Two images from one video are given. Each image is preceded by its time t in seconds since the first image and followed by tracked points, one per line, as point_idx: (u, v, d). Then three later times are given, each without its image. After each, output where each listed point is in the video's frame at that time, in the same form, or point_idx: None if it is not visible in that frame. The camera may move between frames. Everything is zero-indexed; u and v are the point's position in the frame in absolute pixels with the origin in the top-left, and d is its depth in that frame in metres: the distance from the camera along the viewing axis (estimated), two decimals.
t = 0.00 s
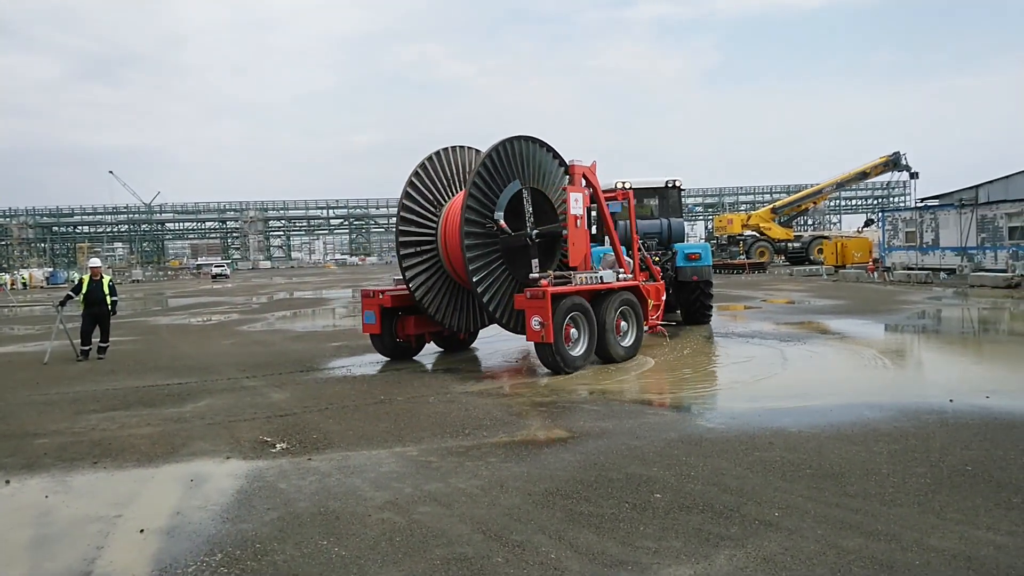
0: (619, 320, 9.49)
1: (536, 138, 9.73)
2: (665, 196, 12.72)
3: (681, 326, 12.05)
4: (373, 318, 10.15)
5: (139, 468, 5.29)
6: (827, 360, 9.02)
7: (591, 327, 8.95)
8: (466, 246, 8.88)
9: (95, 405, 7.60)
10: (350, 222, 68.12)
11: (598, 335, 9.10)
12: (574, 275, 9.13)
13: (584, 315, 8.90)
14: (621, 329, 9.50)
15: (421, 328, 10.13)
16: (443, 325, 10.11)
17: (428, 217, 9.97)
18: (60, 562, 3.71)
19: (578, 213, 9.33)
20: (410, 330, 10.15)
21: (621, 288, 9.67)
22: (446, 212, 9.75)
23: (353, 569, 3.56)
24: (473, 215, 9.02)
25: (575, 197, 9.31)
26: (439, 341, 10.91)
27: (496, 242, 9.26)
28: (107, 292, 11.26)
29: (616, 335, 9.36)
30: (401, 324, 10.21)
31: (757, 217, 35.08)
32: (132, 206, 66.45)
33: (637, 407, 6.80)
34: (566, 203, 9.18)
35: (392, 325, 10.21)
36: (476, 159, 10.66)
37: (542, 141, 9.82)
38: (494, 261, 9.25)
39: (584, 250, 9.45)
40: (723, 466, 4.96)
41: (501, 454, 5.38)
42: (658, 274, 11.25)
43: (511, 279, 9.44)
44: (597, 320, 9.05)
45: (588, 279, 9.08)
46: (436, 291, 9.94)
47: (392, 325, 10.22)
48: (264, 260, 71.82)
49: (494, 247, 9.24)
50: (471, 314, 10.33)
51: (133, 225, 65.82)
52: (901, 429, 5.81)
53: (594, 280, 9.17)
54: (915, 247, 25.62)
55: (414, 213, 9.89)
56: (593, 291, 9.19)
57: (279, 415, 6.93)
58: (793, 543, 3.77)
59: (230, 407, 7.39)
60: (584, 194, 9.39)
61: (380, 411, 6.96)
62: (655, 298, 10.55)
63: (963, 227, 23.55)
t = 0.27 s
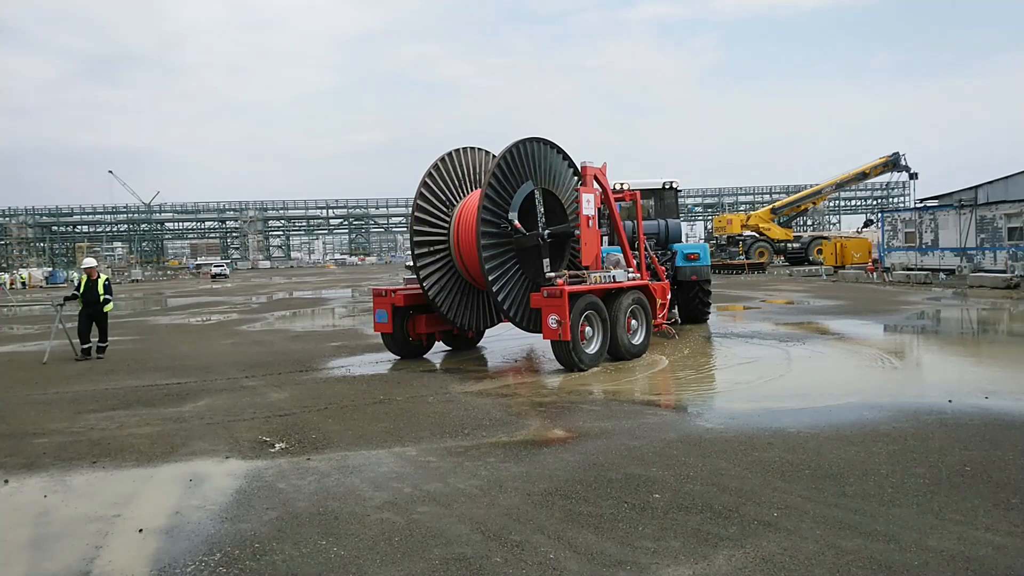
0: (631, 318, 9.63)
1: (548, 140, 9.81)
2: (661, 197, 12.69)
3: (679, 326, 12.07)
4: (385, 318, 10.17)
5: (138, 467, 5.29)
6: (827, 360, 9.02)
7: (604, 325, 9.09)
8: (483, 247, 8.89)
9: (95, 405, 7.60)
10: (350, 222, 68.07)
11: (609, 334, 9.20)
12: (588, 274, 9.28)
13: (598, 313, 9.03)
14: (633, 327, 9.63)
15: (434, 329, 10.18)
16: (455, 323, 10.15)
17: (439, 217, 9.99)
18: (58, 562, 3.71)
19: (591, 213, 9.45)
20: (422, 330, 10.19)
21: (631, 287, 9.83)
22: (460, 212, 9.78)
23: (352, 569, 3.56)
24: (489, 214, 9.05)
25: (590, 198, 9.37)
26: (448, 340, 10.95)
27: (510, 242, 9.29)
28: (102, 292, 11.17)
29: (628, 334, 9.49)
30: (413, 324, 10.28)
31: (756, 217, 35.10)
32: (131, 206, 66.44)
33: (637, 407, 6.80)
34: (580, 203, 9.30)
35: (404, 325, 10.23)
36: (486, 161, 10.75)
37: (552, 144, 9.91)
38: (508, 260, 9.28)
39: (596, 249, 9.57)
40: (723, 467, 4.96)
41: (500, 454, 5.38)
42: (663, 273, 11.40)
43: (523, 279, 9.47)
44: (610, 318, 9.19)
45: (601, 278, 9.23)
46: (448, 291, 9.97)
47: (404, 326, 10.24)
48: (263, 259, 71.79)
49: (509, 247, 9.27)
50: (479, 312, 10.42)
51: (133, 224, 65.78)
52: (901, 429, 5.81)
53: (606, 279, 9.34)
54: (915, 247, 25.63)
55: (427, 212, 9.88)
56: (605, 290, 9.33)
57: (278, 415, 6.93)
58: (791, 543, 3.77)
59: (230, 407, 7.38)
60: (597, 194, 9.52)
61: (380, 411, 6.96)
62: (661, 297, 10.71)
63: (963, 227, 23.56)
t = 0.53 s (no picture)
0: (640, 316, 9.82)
1: (557, 142, 9.86)
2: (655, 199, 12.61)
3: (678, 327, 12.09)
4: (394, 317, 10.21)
5: (136, 467, 5.29)
6: (826, 361, 9.04)
7: (616, 323, 9.27)
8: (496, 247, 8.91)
9: (93, 405, 7.59)
10: (348, 222, 68.03)
11: (622, 334, 9.40)
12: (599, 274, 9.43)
13: (610, 312, 9.21)
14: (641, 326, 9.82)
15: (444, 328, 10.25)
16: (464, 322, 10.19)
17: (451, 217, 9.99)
18: (56, 561, 3.70)
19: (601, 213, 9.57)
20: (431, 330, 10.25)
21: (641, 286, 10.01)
22: (471, 213, 9.81)
23: (350, 569, 3.56)
24: (501, 214, 9.07)
25: (600, 199, 9.56)
26: (455, 339, 11.00)
27: (522, 243, 9.31)
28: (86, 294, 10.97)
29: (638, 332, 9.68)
30: (422, 322, 10.31)
31: (755, 218, 35.12)
32: (130, 206, 66.40)
33: (636, 408, 6.80)
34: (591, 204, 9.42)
35: (414, 324, 10.27)
36: (495, 163, 10.77)
37: (562, 145, 9.95)
38: (520, 260, 9.32)
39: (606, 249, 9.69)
40: (721, 467, 4.96)
41: (499, 454, 5.38)
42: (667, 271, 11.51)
43: (535, 279, 9.49)
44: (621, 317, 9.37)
45: (612, 277, 9.40)
46: (459, 290, 10.01)
47: (414, 325, 10.29)
48: (262, 259, 71.73)
49: (520, 248, 9.29)
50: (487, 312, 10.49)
51: (131, 224, 65.71)
52: (900, 430, 5.81)
53: (617, 278, 9.51)
54: (914, 248, 25.65)
55: (438, 212, 9.88)
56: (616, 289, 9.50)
57: (277, 415, 6.92)
58: (789, 544, 3.77)
59: (229, 407, 7.37)
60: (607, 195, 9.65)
61: (379, 411, 6.95)
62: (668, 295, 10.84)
63: (961, 229, 23.60)
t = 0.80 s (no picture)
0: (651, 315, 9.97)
1: (570, 143, 9.88)
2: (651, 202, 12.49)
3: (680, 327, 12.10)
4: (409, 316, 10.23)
5: (138, 467, 5.29)
6: (828, 361, 9.03)
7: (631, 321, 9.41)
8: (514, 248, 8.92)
9: (95, 405, 7.59)
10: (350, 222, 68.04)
11: (636, 331, 9.55)
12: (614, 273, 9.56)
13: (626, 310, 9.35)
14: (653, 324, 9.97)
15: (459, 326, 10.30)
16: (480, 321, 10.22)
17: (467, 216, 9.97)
18: (59, 561, 3.71)
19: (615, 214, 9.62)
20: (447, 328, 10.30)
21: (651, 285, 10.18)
22: (485, 214, 9.81)
23: (352, 569, 3.56)
24: (518, 215, 9.08)
25: (614, 199, 9.67)
26: (467, 338, 11.03)
27: (538, 243, 9.33)
28: (72, 296, 10.81)
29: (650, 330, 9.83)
30: (436, 321, 10.34)
31: (757, 218, 35.11)
32: (132, 206, 66.45)
33: (638, 408, 6.80)
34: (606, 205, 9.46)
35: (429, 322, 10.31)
36: (506, 164, 10.78)
37: (575, 147, 9.97)
38: (537, 261, 9.33)
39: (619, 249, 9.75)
40: (723, 467, 4.96)
41: (501, 455, 5.38)
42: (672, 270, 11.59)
43: (551, 279, 9.52)
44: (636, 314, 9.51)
45: (627, 276, 9.55)
46: (474, 288, 10.04)
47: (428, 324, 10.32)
48: (263, 259, 71.76)
49: (537, 248, 9.31)
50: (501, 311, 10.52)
51: (133, 224, 65.75)
52: (902, 431, 5.80)
53: (631, 277, 9.66)
54: (915, 248, 25.61)
55: (455, 212, 9.83)
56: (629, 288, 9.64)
57: (278, 415, 6.93)
58: (791, 544, 3.77)
59: (230, 407, 7.38)
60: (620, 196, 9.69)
61: (380, 411, 6.95)
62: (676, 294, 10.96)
63: (963, 228, 23.58)
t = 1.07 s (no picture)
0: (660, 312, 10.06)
1: (579, 144, 9.90)
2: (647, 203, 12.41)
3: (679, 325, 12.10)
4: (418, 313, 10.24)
5: (138, 466, 5.29)
6: (828, 359, 9.04)
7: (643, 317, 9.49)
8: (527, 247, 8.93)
9: (94, 404, 7.59)
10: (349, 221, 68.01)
11: (647, 328, 9.63)
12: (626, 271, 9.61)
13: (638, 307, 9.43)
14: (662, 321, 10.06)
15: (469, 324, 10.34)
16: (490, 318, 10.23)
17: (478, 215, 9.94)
18: (59, 560, 3.71)
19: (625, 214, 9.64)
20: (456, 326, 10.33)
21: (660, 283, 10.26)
22: (496, 215, 9.84)
23: (352, 568, 3.56)
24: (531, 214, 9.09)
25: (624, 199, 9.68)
26: (474, 335, 11.06)
27: (551, 242, 9.35)
28: (58, 297, 10.67)
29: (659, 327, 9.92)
30: (447, 319, 10.36)
31: (756, 217, 35.13)
32: (131, 206, 66.41)
33: (638, 407, 6.80)
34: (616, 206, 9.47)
35: (439, 320, 10.32)
36: (513, 164, 10.80)
37: (584, 147, 9.98)
38: (549, 260, 9.35)
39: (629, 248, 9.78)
40: (724, 466, 4.96)
41: (501, 453, 5.38)
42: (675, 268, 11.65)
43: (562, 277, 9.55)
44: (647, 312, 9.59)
45: (638, 273, 9.62)
46: (485, 287, 10.05)
47: (438, 321, 10.33)
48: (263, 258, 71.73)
49: (549, 247, 9.32)
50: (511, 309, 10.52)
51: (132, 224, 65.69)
52: (902, 429, 5.80)
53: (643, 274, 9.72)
54: (915, 247, 25.61)
55: (467, 211, 9.80)
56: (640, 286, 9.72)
57: (278, 414, 6.92)
58: (791, 542, 3.77)
59: (230, 406, 7.37)
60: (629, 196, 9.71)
61: (381, 410, 6.95)
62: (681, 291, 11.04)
63: (963, 227, 23.59)
